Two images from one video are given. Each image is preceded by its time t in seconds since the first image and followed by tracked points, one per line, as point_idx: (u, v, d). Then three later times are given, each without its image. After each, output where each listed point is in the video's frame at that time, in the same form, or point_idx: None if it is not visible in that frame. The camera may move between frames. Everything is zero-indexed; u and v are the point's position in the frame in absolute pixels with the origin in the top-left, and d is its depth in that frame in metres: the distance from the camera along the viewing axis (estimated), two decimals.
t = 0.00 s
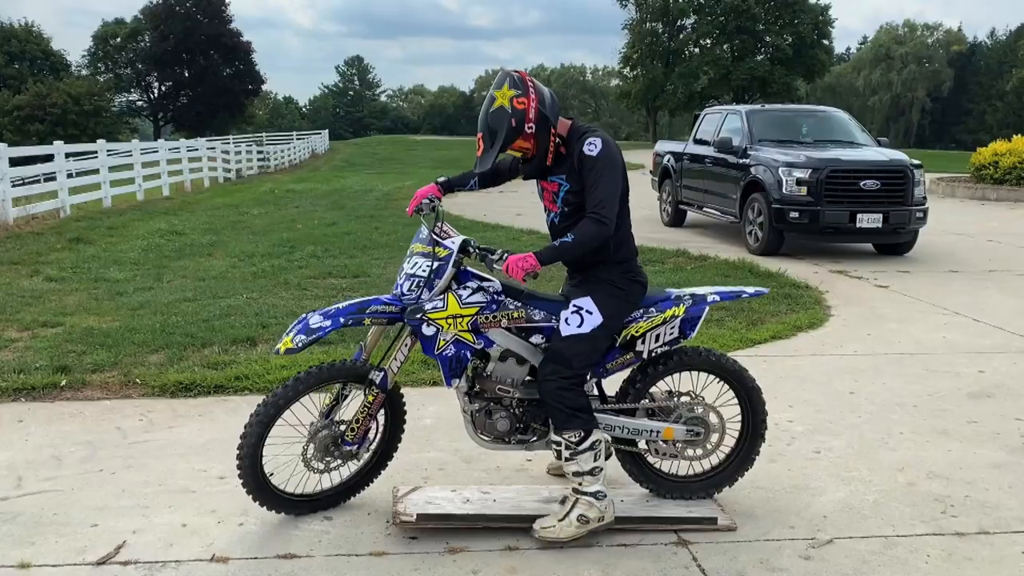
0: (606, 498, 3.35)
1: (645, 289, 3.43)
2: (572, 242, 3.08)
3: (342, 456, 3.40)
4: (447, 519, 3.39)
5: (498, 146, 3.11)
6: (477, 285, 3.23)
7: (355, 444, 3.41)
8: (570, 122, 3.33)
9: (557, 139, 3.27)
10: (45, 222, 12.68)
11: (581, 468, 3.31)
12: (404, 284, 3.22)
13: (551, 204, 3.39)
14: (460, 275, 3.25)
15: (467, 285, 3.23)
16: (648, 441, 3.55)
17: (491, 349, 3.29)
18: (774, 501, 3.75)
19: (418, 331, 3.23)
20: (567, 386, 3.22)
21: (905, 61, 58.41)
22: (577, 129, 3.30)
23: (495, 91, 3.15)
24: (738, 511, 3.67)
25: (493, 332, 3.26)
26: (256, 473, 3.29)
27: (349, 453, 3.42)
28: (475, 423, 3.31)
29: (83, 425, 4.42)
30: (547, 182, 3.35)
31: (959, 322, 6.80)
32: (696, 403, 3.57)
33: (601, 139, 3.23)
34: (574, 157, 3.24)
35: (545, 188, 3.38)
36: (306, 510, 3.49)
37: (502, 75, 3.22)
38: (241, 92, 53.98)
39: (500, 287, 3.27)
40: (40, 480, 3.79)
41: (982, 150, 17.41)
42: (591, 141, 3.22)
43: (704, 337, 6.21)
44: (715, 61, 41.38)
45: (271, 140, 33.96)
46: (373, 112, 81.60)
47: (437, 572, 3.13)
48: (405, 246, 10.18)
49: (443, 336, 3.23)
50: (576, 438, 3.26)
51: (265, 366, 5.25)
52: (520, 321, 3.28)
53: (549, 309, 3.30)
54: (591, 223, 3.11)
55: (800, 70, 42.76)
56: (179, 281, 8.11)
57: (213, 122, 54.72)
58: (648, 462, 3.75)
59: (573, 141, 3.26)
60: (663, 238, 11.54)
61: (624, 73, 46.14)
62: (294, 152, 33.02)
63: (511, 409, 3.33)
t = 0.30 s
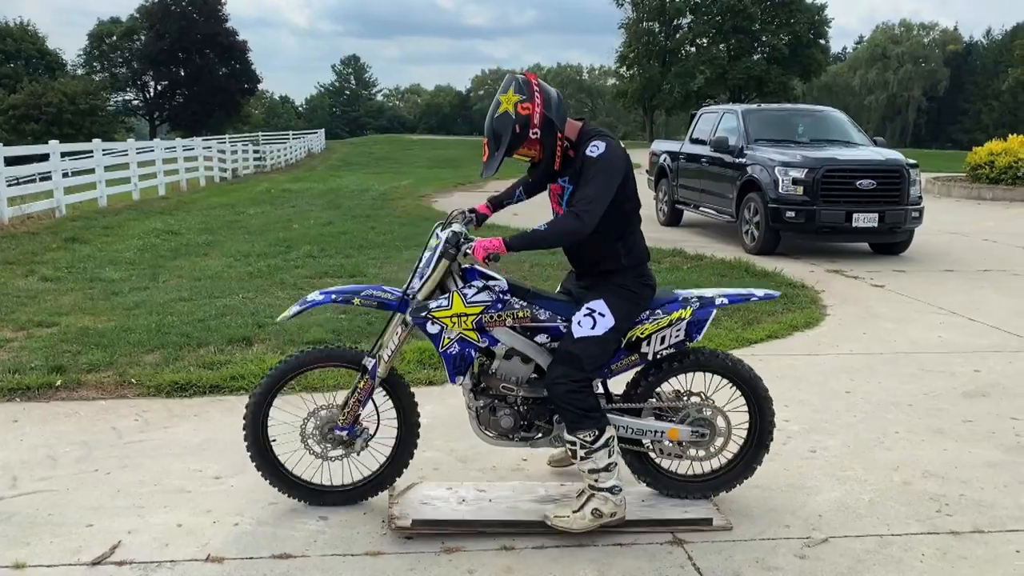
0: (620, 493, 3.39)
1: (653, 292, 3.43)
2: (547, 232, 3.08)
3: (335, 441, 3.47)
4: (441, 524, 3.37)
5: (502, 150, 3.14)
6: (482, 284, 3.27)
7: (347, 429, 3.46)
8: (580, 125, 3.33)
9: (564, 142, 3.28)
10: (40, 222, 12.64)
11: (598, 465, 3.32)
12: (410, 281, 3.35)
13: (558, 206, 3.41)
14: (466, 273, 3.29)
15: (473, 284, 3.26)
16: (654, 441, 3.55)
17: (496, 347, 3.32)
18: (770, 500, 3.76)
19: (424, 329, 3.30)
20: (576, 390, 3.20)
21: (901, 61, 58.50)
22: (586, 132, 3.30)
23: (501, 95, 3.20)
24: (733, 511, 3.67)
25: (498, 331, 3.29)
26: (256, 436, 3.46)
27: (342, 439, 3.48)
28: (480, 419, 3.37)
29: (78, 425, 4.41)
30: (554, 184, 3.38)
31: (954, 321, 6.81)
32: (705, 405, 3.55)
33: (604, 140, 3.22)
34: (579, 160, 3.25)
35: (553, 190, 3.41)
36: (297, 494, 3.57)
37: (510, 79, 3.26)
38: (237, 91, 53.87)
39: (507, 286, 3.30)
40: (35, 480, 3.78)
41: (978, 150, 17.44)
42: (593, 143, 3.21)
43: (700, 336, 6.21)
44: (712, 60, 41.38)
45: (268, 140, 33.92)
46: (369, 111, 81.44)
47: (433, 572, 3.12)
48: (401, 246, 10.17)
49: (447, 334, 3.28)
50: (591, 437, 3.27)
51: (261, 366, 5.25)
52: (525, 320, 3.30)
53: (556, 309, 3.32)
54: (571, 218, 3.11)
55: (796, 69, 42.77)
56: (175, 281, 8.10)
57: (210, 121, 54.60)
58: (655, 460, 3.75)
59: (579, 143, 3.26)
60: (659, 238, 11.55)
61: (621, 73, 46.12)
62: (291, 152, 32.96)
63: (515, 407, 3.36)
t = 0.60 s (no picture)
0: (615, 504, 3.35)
1: (659, 290, 3.43)
2: (502, 220, 3.06)
3: (333, 431, 3.52)
4: (438, 531, 3.34)
5: (490, 154, 3.13)
6: (482, 280, 3.28)
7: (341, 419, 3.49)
8: (572, 125, 3.28)
9: (555, 145, 3.26)
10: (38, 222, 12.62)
11: (592, 470, 3.31)
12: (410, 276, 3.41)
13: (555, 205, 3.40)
14: (466, 270, 3.31)
15: (471, 281, 3.28)
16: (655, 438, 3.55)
17: (496, 344, 3.32)
18: (767, 499, 3.76)
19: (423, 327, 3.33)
20: (582, 389, 3.21)
21: (899, 60, 58.56)
22: (577, 131, 3.25)
23: (490, 98, 3.20)
24: (731, 510, 3.67)
25: (498, 327, 3.29)
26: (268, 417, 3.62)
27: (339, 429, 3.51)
28: (482, 414, 3.38)
29: (75, 425, 4.41)
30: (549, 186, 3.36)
31: (952, 320, 6.82)
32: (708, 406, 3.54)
33: (588, 143, 3.18)
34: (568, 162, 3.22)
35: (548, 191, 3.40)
36: (298, 484, 3.64)
37: (499, 80, 3.25)
38: (235, 91, 53.80)
39: (506, 283, 3.31)
40: (32, 480, 3.78)
41: (974, 149, 17.47)
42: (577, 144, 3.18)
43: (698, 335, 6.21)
44: (710, 59, 41.31)
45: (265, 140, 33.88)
46: (367, 111, 81.38)
47: (430, 572, 3.12)
48: (399, 245, 10.17)
49: (446, 331, 3.30)
50: (590, 439, 3.27)
51: (258, 365, 5.24)
52: (525, 316, 3.29)
53: (557, 306, 3.31)
54: (530, 210, 3.07)
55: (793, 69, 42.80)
56: (172, 281, 8.08)
57: (207, 121, 54.50)
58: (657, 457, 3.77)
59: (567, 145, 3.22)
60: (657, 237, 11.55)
61: (619, 72, 46.11)
62: (288, 151, 32.93)
63: (517, 402, 3.37)
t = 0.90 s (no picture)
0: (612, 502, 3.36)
1: (679, 292, 3.42)
2: (506, 216, 3.07)
3: (333, 432, 3.51)
4: (436, 531, 3.34)
5: (500, 146, 3.15)
6: (478, 278, 3.29)
7: (341, 419, 3.49)
8: (582, 123, 3.30)
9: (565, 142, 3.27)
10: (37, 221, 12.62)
11: (593, 466, 3.32)
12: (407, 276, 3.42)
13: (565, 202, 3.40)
14: (462, 269, 3.32)
15: (468, 279, 3.29)
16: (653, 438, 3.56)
17: (494, 341, 3.32)
18: (765, 498, 3.77)
19: (420, 325, 3.34)
20: (596, 387, 3.24)
21: (897, 60, 58.67)
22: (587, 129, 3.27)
23: (503, 91, 3.22)
24: (728, 509, 3.68)
25: (494, 324, 3.30)
26: (266, 419, 3.60)
27: (339, 430, 3.50)
28: (480, 412, 3.39)
29: (74, 425, 4.41)
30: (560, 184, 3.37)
31: (950, 319, 6.83)
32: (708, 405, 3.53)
33: (593, 141, 3.17)
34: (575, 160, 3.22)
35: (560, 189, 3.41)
36: (299, 487, 3.63)
37: (514, 75, 3.28)
38: (234, 91, 53.77)
39: (502, 280, 3.31)
40: (31, 480, 3.78)
41: (972, 149, 17.49)
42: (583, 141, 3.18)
43: (696, 334, 6.22)
44: (709, 59, 41.37)
45: (264, 139, 33.87)
46: (365, 111, 81.30)
47: (429, 572, 3.12)
48: (398, 245, 10.18)
49: (443, 330, 3.31)
50: (595, 436, 3.27)
51: (256, 365, 5.24)
52: (521, 313, 3.29)
53: (552, 302, 3.32)
54: (533, 205, 3.07)
55: (791, 68, 42.84)
56: (171, 281, 8.09)
57: (206, 121, 54.47)
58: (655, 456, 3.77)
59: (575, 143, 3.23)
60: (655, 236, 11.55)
61: (617, 72, 46.08)
62: (287, 151, 32.91)
63: (515, 399, 3.37)
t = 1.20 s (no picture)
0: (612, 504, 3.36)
1: (701, 299, 3.42)
2: (528, 216, 3.09)
3: (342, 432, 3.50)
4: (435, 531, 3.34)
5: (530, 151, 3.18)
6: (491, 279, 3.29)
7: (350, 418, 3.49)
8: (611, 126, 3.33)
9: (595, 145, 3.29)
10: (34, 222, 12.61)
11: (596, 466, 3.33)
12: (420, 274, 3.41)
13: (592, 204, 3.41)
14: (475, 269, 3.33)
15: (481, 279, 3.29)
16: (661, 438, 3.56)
17: (505, 341, 3.33)
18: (763, 497, 3.77)
19: (433, 324, 3.35)
20: (610, 389, 3.25)
21: (895, 59, 58.78)
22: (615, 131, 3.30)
23: (532, 97, 3.24)
24: (726, 508, 3.68)
25: (506, 325, 3.30)
26: (273, 416, 3.60)
27: (348, 429, 3.49)
28: (489, 412, 3.39)
29: (72, 425, 4.40)
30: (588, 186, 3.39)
31: (948, 318, 6.83)
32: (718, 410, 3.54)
33: (620, 142, 3.20)
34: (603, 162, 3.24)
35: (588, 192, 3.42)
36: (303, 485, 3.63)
37: (541, 80, 3.30)
38: (231, 91, 53.70)
39: (515, 281, 3.32)
40: (29, 481, 3.77)
41: (970, 148, 17.51)
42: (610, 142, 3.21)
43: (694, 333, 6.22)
44: (706, 58, 40.87)
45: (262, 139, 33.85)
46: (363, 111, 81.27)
47: (428, 572, 3.12)
48: (396, 245, 10.17)
49: (455, 329, 3.31)
50: (601, 436, 3.28)
51: (254, 366, 5.24)
52: (533, 314, 3.30)
53: (564, 303, 3.32)
54: (556, 203, 3.09)
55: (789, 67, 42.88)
56: (168, 281, 8.08)
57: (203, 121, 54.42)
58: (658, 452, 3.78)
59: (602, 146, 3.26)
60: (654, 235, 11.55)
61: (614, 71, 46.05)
62: (285, 151, 32.88)
63: (524, 400, 3.38)
